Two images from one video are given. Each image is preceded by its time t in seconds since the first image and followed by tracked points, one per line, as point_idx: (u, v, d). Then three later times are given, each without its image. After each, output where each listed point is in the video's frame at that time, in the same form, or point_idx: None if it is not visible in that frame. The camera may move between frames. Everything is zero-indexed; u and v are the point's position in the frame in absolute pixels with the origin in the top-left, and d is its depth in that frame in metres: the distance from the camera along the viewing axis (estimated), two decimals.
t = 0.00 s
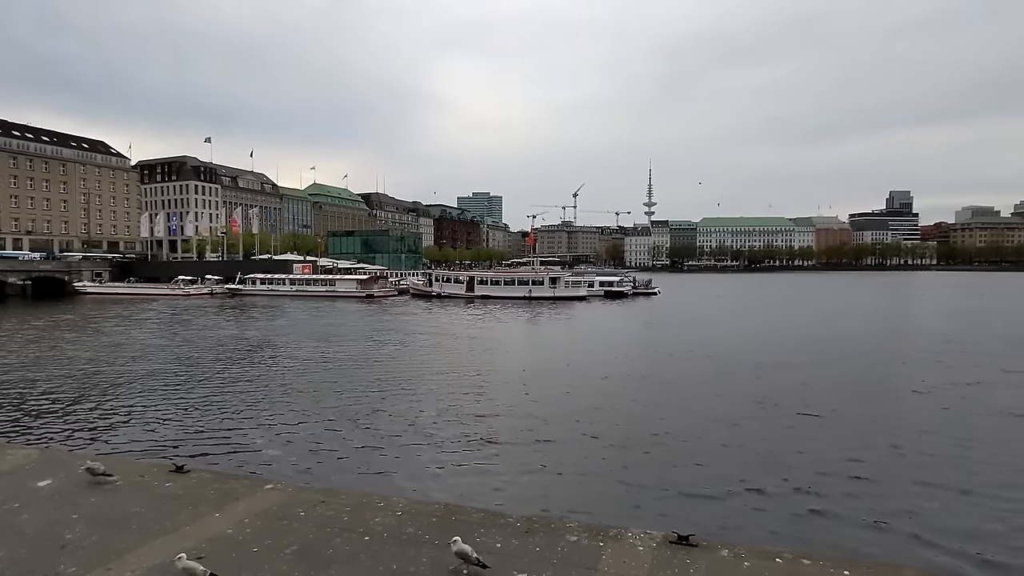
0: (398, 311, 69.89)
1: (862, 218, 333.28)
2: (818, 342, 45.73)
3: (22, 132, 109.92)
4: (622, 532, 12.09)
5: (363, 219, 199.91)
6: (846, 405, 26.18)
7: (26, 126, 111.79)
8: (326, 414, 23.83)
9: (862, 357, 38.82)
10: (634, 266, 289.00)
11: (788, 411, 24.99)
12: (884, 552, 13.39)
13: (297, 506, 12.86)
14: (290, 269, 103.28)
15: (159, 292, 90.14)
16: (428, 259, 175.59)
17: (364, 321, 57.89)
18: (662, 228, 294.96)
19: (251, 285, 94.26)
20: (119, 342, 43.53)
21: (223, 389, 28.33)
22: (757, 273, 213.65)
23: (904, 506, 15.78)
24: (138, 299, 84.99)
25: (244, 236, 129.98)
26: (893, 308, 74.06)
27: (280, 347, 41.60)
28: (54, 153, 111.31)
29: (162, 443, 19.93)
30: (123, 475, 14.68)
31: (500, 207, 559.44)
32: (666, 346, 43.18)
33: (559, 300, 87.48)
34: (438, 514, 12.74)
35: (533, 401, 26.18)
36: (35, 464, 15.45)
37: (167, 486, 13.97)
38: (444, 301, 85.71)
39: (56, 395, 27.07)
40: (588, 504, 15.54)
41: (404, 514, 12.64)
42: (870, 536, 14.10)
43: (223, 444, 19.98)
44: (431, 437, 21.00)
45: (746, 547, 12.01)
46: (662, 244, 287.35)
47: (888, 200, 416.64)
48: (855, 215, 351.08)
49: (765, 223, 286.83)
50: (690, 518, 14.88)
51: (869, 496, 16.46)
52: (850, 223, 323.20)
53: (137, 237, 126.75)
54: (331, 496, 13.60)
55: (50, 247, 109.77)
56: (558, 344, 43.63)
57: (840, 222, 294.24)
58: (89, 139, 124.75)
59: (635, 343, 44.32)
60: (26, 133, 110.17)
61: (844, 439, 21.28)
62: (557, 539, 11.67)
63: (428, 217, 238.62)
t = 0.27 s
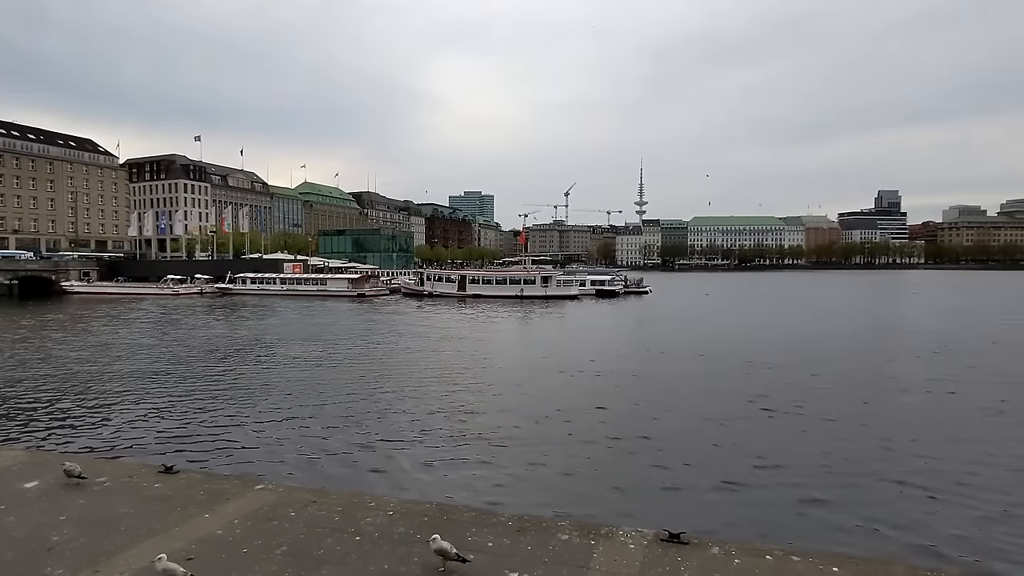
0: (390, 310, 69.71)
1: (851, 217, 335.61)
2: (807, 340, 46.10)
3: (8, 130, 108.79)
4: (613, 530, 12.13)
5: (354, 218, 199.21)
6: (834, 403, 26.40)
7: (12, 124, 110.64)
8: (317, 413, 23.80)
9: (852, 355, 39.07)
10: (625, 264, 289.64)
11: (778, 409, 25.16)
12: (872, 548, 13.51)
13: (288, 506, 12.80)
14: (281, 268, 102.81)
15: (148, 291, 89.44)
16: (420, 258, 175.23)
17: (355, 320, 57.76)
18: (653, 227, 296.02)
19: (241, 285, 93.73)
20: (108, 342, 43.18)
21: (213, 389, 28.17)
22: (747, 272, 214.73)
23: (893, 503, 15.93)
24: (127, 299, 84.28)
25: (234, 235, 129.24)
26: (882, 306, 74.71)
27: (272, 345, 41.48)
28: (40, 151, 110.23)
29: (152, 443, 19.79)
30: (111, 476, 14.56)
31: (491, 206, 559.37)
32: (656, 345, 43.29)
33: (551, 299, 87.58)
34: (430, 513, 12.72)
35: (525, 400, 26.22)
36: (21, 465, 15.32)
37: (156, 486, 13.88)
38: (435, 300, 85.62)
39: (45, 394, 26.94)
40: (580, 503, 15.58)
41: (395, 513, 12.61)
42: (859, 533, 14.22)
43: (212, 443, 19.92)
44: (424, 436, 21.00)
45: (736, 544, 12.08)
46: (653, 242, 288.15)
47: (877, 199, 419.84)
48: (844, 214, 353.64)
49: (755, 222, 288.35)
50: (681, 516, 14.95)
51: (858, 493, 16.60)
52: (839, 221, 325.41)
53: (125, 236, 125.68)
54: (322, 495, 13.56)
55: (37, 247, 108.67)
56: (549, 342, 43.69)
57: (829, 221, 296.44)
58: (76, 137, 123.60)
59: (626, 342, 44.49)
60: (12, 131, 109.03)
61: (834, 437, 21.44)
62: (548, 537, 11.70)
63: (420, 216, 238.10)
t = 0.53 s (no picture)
0: (381, 309, 69.53)
1: (840, 216, 337.84)
2: (796, 339, 46.50)
3: None
4: (604, 528, 12.15)
5: (345, 216, 198.46)
6: (823, 401, 26.62)
7: None
8: (309, 413, 23.76)
9: (841, 354, 39.38)
10: (617, 263, 290.15)
11: (768, 408, 25.33)
12: (861, 545, 13.62)
13: (278, 506, 12.74)
14: (272, 267, 102.26)
15: (137, 291, 88.70)
16: (411, 257, 174.80)
17: (347, 320, 57.62)
18: (645, 226, 296.57)
19: (231, 284, 93.18)
20: (96, 342, 42.85)
21: (202, 389, 27.98)
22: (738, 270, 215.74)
23: (882, 500, 16.06)
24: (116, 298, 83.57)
25: (224, 234, 128.44)
26: (872, 305, 75.25)
27: (264, 345, 41.34)
28: (27, 149, 109.09)
29: (141, 444, 19.62)
30: (99, 477, 14.45)
31: (483, 205, 558.78)
32: (648, 343, 43.43)
33: (542, 298, 87.67)
34: (421, 512, 12.70)
35: (516, 399, 26.23)
36: (8, 466, 15.19)
37: (145, 487, 13.78)
38: (427, 299, 85.42)
39: (34, 394, 26.78)
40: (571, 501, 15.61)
41: (386, 513, 12.58)
42: (848, 530, 14.33)
43: (204, 443, 19.85)
44: (415, 435, 20.95)
45: (727, 541, 12.15)
46: (644, 241, 288.85)
47: (866, 199, 422.79)
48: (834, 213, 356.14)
49: (746, 221, 289.66)
50: (672, 514, 15.02)
51: (848, 490, 16.74)
52: (829, 220, 327.43)
53: (114, 235, 124.62)
54: (313, 495, 13.51)
55: (24, 245, 107.54)
56: (542, 341, 43.73)
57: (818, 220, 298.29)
58: (63, 135, 122.38)
59: (618, 341, 44.63)
60: None
61: (823, 435, 21.62)
62: (539, 535, 11.71)
63: (411, 215, 237.55)
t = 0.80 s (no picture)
0: (373, 308, 69.36)
1: (830, 215, 340.17)
2: (786, 337, 46.84)
3: None
4: (596, 526, 12.18)
5: (337, 215, 197.60)
6: (814, 399, 26.84)
7: None
8: (300, 412, 23.70)
9: (831, 352, 39.68)
10: (609, 262, 290.69)
11: (759, 405, 25.46)
12: (852, 542, 13.72)
13: (269, 507, 12.69)
14: (263, 266, 101.73)
15: (126, 290, 87.97)
16: (403, 256, 174.41)
17: (339, 319, 57.44)
18: (637, 225, 297.29)
19: (222, 283, 92.55)
20: (86, 342, 42.49)
21: (192, 388, 27.77)
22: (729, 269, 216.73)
23: (872, 497, 16.20)
24: (105, 298, 82.86)
25: (214, 233, 127.59)
26: (861, 304, 75.91)
27: (255, 344, 41.18)
28: (14, 147, 107.94)
29: (130, 445, 19.42)
30: (88, 478, 14.34)
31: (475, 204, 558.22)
32: (640, 342, 43.61)
33: (535, 297, 87.75)
34: (413, 512, 12.69)
35: (509, 398, 26.24)
36: None
37: (134, 488, 13.67)
38: (419, 298, 85.27)
39: (22, 394, 26.56)
40: (561, 500, 15.66)
41: (378, 513, 12.54)
42: (838, 527, 14.43)
43: (194, 443, 19.75)
44: (407, 435, 20.87)
45: (718, 539, 12.20)
46: (636, 240, 289.52)
47: (856, 198, 425.67)
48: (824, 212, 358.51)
49: (737, 220, 291.05)
50: (664, 511, 15.11)
51: (839, 487, 16.86)
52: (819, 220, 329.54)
53: (103, 234, 123.58)
54: (305, 495, 13.45)
55: (11, 244, 106.41)
56: (534, 340, 43.78)
57: (808, 219, 300.20)
58: (51, 133, 121.16)
59: (607, 339, 44.86)
60: None
61: (813, 432, 21.78)
62: (532, 534, 11.72)
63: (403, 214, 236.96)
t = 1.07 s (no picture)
0: (366, 307, 69.16)
1: (821, 215, 342.25)
2: (777, 336, 47.15)
3: None
4: (589, 525, 12.21)
5: (329, 214, 196.85)
6: (805, 398, 27.01)
7: None
8: (291, 412, 23.60)
9: (822, 351, 39.92)
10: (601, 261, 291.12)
11: (750, 404, 25.61)
12: (842, 540, 13.81)
13: (261, 507, 12.64)
14: (254, 266, 101.21)
15: (116, 290, 87.31)
16: (395, 255, 173.99)
17: (331, 318, 57.24)
18: (629, 224, 297.99)
19: (213, 283, 91.99)
20: (75, 341, 42.15)
21: (183, 388, 27.67)
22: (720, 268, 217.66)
23: (863, 496, 16.30)
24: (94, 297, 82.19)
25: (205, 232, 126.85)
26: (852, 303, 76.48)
27: (246, 344, 41.00)
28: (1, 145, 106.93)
29: (121, 445, 19.32)
30: (78, 479, 14.23)
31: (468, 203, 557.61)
32: (632, 341, 43.74)
33: (528, 296, 87.76)
34: (406, 511, 12.67)
35: (501, 397, 26.29)
36: None
37: (125, 489, 13.58)
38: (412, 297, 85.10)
39: (10, 395, 26.34)
40: (553, 499, 15.70)
41: (371, 513, 12.52)
42: (828, 524, 14.53)
43: (185, 443, 19.65)
44: (399, 434, 20.90)
45: (710, 537, 12.25)
46: (629, 240, 290.08)
47: (846, 198, 428.42)
48: (815, 212, 360.64)
49: (728, 220, 292.28)
50: (655, 510, 15.17)
51: (831, 485, 16.96)
52: (810, 219, 331.40)
53: (92, 233, 122.58)
54: (296, 496, 13.40)
55: None
56: (527, 339, 43.82)
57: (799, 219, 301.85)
58: (39, 131, 120.02)
59: (600, 338, 44.95)
60: None
61: (803, 431, 21.92)
62: (525, 534, 11.73)
63: (395, 213, 236.40)
